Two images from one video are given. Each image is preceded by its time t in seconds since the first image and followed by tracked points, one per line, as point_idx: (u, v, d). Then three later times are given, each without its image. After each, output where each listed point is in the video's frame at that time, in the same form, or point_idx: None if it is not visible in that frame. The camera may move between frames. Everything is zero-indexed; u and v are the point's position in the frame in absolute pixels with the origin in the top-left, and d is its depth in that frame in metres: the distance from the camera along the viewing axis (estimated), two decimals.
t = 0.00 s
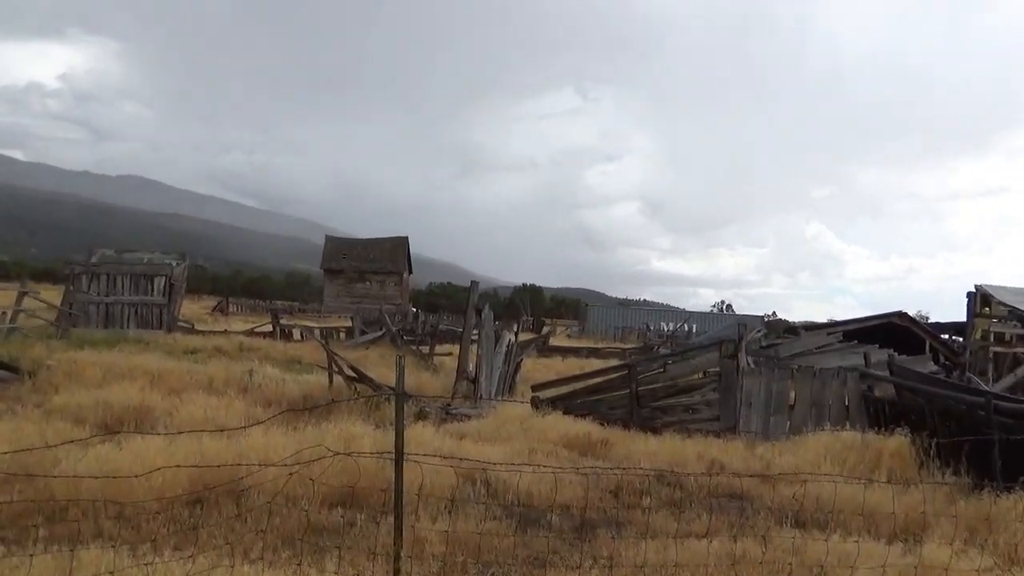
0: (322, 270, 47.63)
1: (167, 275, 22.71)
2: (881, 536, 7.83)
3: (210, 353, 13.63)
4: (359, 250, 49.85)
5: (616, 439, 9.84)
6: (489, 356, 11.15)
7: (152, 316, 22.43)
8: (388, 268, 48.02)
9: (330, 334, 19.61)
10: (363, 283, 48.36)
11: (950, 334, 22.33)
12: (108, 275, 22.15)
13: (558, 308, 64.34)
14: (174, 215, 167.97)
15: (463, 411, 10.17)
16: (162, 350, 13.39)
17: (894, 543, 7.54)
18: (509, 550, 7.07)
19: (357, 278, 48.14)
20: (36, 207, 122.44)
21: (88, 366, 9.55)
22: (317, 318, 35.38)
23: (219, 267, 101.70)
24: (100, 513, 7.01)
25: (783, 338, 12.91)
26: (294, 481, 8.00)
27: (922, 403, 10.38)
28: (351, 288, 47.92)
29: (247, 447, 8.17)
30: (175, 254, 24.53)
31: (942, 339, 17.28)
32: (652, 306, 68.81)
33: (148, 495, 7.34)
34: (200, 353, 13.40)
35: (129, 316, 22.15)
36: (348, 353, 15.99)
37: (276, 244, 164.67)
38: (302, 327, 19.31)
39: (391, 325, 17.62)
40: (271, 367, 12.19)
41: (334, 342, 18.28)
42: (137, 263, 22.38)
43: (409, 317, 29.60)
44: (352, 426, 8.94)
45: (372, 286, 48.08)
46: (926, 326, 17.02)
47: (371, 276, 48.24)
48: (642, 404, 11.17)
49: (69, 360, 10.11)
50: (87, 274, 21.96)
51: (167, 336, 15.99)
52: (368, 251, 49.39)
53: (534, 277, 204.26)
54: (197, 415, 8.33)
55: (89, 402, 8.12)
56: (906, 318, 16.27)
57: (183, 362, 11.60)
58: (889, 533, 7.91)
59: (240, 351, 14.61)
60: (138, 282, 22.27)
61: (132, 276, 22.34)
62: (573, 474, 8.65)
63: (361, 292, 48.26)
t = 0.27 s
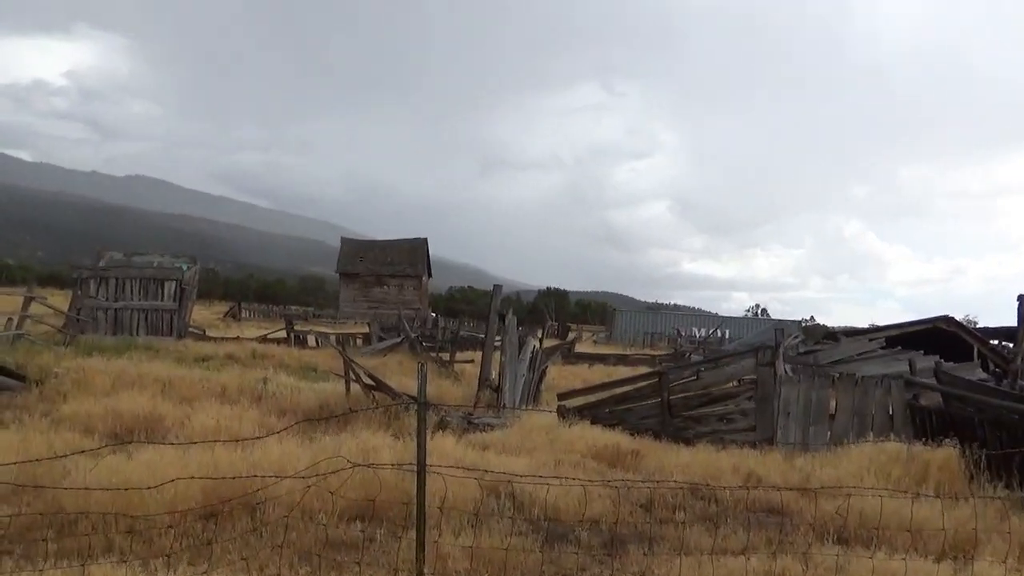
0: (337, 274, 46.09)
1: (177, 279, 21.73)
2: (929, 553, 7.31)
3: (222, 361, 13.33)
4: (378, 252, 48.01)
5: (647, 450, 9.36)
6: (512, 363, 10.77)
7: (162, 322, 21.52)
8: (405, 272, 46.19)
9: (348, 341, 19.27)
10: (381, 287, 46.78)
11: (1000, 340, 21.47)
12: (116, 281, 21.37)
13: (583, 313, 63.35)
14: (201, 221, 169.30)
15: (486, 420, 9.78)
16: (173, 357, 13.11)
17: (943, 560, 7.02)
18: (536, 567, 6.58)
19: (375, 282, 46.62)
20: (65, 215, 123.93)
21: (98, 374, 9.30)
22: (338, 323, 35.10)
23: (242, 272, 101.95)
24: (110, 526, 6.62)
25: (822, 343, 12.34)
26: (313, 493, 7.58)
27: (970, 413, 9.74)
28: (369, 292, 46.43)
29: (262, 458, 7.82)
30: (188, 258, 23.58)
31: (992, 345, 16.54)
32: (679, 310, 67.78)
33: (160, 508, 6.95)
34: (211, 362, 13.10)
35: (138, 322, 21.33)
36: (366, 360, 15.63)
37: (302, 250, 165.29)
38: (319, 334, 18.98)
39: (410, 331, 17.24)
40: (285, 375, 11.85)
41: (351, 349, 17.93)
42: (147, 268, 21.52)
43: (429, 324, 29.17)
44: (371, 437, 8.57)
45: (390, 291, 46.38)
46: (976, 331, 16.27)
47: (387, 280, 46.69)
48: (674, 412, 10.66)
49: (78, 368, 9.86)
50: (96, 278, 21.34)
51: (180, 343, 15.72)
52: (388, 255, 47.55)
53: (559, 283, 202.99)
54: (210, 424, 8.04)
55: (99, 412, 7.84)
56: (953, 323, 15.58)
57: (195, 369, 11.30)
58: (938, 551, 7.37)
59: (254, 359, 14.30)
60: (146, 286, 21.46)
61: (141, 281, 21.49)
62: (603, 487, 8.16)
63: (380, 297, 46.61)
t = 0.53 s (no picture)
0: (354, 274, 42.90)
1: (189, 281, 21.40)
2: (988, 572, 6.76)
3: (237, 365, 13.06)
4: (397, 252, 44.84)
5: (681, 461, 8.88)
6: (539, 368, 10.40)
7: (175, 325, 21.20)
8: (425, 272, 42.98)
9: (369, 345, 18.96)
10: (401, 288, 43.56)
11: None
12: (127, 282, 20.93)
13: (612, 315, 62.44)
14: (227, 225, 169.37)
15: (510, 428, 9.36)
16: (187, 362, 12.85)
17: None
18: None
19: (395, 282, 43.44)
20: (96, 219, 125.42)
21: (110, 380, 9.05)
22: (361, 326, 34.83)
23: (268, 274, 102.17)
24: (122, 537, 6.22)
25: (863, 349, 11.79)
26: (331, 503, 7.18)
27: None
28: (388, 293, 43.26)
29: (278, 467, 7.46)
30: (197, 259, 23.20)
31: None
32: (712, 312, 66.52)
33: (174, 519, 6.54)
34: (226, 366, 12.83)
35: (149, 325, 20.95)
36: (386, 366, 15.29)
37: (328, 251, 165.48)
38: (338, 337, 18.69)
39: (431, 335, 16.88)
40: (302, 381, 11.52)
41: (371, 353, 17.60)
42: (158, 269, 21.11)
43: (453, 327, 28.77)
44: (391, 446, 8.22)
45: (410, 293, 43.17)
46: None
47: (408, 279, 43.43)
48: (708, 421, 10.17)
49: (89, 372, 9.62)
50: (104, 279, 20.85)
51: (196, 348, 15.49)
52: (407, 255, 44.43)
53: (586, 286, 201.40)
54: (224, 432, 7.74)
55: (109, 419, 7.57)
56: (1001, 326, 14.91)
57: (209, 374, 11.02)
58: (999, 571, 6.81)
59: (270, 364, 14.01)
60: (157, 287, 21.10)
61: (153, 282, 21.11)
62: (635, 499, 7.70)
63: (399, 299, 43.35)
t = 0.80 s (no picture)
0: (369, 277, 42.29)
1: (200, 284, 20.38)
2: None
3: (249, 373, 12.75)
4: (416, 254, 44.07)
5: (716, 472, 8.43)
6: (564, 375, 10.04)
7: (183, 332, 20.21)
8: (445, 275, 42.21)
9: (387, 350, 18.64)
10: (419, 291, 42.79)
11: None
12: (135, 285, 19.94)
13: (641, 320, 61.72)
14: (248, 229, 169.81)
15: (536, 437, 8.98)
16: (199, 369, 12.58)
17: None
18: None
19: (412, 285, 42.72)
20: (122, 226, 126.73)
21: (120, 388, 8.82)
22: (381, 332, 34.53)
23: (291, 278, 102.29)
24: (133, 551, 5.90)
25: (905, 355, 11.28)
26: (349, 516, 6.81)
27: None
28: (405, 296, 42.51)
29: (293, 478, 7.13)
30: (207, 261, 22.20)
31: None
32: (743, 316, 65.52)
33: (186, 532, 6.20)
34: (238, 373, 12.53)
35: (157, 331, 19.98)
36: (404, 372, 14.96)
37: (351, 255, 165.49)
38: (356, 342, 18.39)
39: (451, 340, 16.56)
40: (317, 389, 11.22)
41: (389, 359, 17.24)
42: (167, 272, 20.11)
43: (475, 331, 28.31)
44: (410, 456, 7.87)
45: (430, 295, 42.40)
46: None
47: (426, 282, 42.71)
48: (743, 430, 9.73)
49: (97, 380, 9.39)
50: (112, 282, 19.74)
51: (209, 355, 15.24)
52: (428, 257, 43.63)
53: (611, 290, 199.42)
54: (237, 442, 7.45)
55: (119, 428, 7.33)
56: None
57: (221, 382, 10.75)
58: None
59: (284, 371, 13.70)
60: (167, 290, 20.10)
61: (162, 285, 20.11)
62: (668, 512, 7.25)
63: (418, 302, 42.63)
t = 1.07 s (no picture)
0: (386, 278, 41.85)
1: (209, 286, 19.98)
2: None
3: (261, 378, 12.49)
4: (433, 254, 43.62)
5: (750, 483, 8.01)
6: (590, 380, 9.69)
7: (191, 335, 19.81)
8: (463, 277, 41.75)
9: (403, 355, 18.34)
10: (437, 293, 42.25)
11: None
12: (142, 287, 19.71)
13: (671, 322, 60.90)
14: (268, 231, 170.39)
15: (561, 446, 8.60)
16: (208, 374, 12.34)
17: None
18: None
19: (430, 287, 42.22)
20: (143, 229, 127.69)
21: (126, 394, 8.61)
22: (397, 336, 34.21)
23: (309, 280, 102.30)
24: (140, 565, 5.59)
25: (948, 360, 10.79)
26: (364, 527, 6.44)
27: None
28: (423, 298, 41.99)
29: (307, 488, 6.81)
30: (218, 262, 21.84)
31: None
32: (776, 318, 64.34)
33: (194, 545, 5.87)
34: (248, 379, 12.27)
35: (165, 334, 19.68)
36: (422, 377, 14.65)
37: (371, 258, 165.70)
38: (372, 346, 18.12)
39: (470, 344, 16.26)
40: (331, 395, 10.93)
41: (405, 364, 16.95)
42: (175, 274, 19.81)
43: (495, 333, 27.92)
44: (428, 465, 7.53)
45: (447, 298, 41.91)
46: None
47: (444, 284, 42.20)
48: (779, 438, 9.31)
49: (103, 386, 9.18)
50: (118, 284, 19.56)
51: (218, 359, 15.00)
52: (445, 258, 43.17)
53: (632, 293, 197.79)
54: (248, 450, 7.17)
55: (125, 436, 7.08)
56: None
57: (232, 387, 10.51)
58: None
59: (295, 376, 13.41)
60: (174, 293, 19.83)
61: (169, 287, 19.83)
62: (701, 524, 6.83)
63: (436, 304, 42.12)
